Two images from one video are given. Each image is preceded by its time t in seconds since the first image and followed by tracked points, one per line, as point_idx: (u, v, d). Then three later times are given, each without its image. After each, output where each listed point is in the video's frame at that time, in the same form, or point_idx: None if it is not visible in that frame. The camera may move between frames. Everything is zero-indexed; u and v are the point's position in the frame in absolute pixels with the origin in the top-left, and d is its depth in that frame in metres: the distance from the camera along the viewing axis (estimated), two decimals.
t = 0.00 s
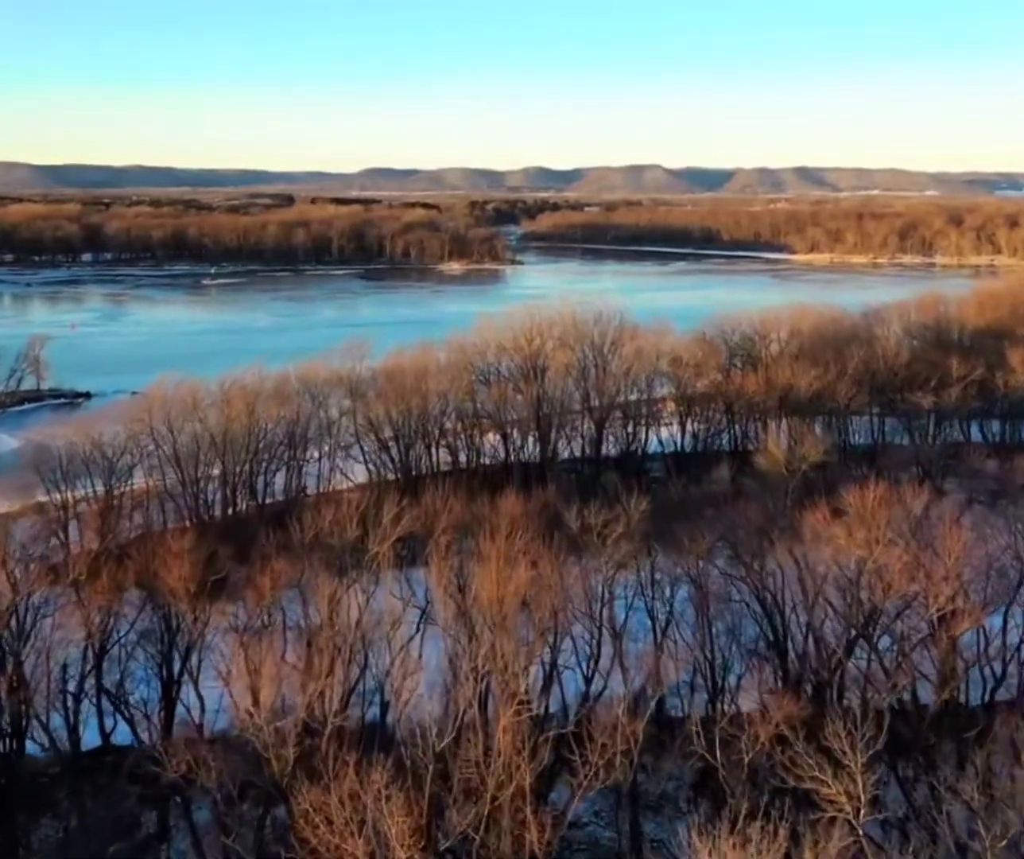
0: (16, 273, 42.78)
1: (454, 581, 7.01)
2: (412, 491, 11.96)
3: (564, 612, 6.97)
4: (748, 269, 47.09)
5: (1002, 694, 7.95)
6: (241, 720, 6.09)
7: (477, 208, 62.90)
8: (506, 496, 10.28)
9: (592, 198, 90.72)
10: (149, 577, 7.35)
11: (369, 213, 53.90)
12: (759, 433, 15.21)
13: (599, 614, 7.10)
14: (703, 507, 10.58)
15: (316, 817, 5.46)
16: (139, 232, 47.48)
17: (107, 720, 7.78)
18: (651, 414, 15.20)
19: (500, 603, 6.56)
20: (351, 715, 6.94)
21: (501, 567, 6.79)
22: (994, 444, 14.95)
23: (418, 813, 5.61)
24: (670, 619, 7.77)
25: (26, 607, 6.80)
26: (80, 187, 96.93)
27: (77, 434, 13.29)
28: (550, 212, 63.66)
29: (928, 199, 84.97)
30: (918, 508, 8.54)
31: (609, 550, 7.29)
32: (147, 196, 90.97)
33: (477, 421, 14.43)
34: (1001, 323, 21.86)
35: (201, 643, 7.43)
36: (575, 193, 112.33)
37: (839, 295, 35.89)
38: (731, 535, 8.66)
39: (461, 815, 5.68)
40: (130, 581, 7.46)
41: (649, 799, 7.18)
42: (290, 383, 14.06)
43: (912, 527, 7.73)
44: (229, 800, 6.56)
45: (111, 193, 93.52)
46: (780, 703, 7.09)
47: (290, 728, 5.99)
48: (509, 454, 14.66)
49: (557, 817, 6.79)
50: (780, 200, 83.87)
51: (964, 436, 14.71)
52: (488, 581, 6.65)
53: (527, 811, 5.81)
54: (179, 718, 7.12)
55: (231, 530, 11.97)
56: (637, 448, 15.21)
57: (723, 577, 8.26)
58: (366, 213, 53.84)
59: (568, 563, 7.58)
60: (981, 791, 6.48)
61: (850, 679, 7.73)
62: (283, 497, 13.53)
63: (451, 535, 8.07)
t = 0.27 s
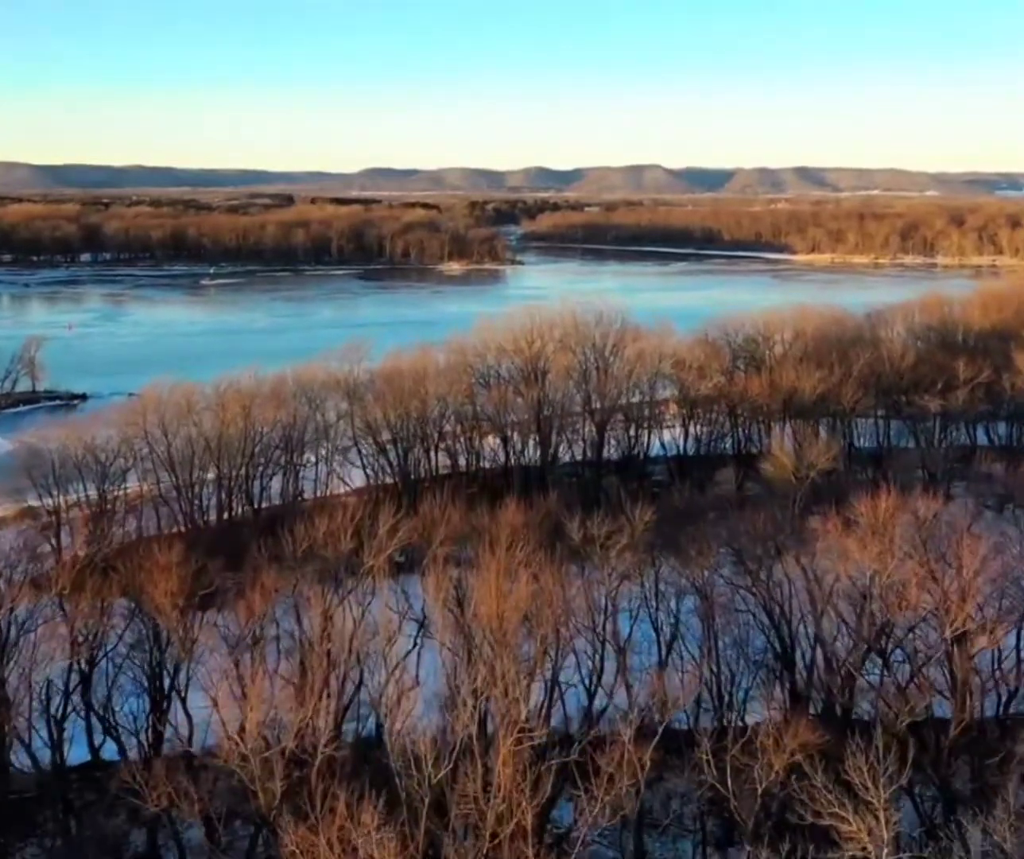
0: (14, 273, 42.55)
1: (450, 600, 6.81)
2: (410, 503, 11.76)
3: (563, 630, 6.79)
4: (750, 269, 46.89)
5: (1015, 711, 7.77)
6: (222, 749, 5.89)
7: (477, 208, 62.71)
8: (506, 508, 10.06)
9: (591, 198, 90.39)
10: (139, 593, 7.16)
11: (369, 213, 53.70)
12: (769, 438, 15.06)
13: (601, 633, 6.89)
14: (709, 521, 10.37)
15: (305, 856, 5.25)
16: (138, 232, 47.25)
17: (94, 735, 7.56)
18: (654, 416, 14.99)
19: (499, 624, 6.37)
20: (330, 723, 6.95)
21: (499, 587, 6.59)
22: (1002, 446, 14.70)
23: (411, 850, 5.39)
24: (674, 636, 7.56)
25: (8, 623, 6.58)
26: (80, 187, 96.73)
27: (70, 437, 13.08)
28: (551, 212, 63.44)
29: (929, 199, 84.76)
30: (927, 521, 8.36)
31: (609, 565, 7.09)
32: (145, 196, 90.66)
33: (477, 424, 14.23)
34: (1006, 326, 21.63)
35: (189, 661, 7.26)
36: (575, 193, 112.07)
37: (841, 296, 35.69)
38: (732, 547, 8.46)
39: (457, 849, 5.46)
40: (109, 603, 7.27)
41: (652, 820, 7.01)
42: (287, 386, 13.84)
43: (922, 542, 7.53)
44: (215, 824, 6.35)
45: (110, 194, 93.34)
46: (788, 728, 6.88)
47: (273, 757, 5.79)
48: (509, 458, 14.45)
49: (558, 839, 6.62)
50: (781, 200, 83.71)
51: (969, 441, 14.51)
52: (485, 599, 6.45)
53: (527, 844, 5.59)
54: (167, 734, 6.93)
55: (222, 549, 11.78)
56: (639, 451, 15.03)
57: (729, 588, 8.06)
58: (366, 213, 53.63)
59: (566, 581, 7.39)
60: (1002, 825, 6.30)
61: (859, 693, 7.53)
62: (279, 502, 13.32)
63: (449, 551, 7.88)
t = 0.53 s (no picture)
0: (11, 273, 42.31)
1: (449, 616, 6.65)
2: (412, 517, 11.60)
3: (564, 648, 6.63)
4: (750, 269, 46.69)
5: None
6: (212, 779, 5.73)
7: (477, 208, 62.52)
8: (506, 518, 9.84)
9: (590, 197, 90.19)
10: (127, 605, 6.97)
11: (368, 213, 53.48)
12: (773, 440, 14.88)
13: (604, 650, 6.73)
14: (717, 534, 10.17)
15: None
16: (136, 232, 47.01)
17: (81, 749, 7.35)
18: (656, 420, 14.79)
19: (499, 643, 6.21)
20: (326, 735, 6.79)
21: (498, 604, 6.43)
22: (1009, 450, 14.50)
23: None
24: (677, 651, 7.41)
25: None
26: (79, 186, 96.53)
27: (63, 441, 12.86)
28: (551, 212, 63.21)
29: (930, 199, 84.57)
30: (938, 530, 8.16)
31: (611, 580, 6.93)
32: (143, 196, 90.43)
33: (476, 428, 14.03)
34: (1011, 327, 21.42)
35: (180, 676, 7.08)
36: (575, 193, 111.88)
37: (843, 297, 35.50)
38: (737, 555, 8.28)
39: None
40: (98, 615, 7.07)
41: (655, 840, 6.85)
42: (283, 388, 13.62)
43: (934, 555, 7.35)
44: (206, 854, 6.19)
45: (110, 194, 93.14)
46: (794, 749, 6.71)
47: (265, 786, 5.63)
48: (511, 462, 14.25)
49: None
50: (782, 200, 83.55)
51: (976, 444, 14.32)
52: (485, 617, 6.30)
53: None
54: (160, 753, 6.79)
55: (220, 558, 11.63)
56: (641, 453, 14.84)
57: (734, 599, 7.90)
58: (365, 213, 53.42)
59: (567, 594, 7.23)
60: None
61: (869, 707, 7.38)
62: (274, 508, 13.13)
63: (447, 563, 7.69)
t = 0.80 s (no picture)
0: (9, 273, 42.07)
1: (448, 633, 6.47)
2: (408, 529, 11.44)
3: (566, 668, 6.45)
4: (751, 270, 46.48)
5: None
6: (196, 814, 5.62)
7: (477, 208, 62.31)
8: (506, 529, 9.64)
9: (591, 197, 90.00)
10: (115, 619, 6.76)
11: (368, 213, 53.27)
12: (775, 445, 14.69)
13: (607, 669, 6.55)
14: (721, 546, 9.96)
15: None
16: (135, 232, 46.79)
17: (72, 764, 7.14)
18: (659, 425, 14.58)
19: (499, 665, 6.03)
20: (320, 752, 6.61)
21: (499, 624, 6.24)
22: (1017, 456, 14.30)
23: None
24: (682, 668, 7.23)
25: None
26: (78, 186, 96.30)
27: (55, 445, 12.64)
28: (550, 212, 62.97)
29: (930, 199, 84.35)
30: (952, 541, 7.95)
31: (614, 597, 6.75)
32: (144, 196, 90.30)
33: (477, 431, 13.82)
34: (1015, 329, 21.21)
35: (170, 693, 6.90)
36: (576, 194, 111.70)
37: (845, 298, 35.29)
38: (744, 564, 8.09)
39: None
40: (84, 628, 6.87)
41: None
42: (279, 391, 13.39)
43: (948, 571, 7.14)
44: None
45: (109, 194, 92.92)
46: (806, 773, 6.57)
47: (249, 825, 5.58)
48: (510, 464, 14.05)
49: None
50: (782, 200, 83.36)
51: (983, 448, 14.14)
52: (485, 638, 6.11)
53: None
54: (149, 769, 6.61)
55: (211, 570, 11.44)
56: (643, 457, 14.64)
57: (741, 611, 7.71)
58: (365, 213, 53.21)
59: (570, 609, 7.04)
60: None
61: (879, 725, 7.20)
62: (270, 513, 12.95)
63: (445, 575, 7.49)
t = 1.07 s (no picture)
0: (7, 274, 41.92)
1: (447, 651, 6.30)
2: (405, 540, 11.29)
3: (568, 689, 6.28)
4: (752, 270, 46.30)
5: None
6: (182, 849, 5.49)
7: (477, 208, 62.15)
8: (507, 539, 9.46)
9: (592, 197, 89.88)
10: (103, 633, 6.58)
11: (367, 213, 53.11)
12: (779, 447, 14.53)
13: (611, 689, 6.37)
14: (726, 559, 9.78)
15: None
16: (134, 232, 46.63)
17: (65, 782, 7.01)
18: (662, 428, 14.40)
19: (499, 689, 5.86)
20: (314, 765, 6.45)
21: (499, 643, 6.07)
22: None
23: None
24: (687, 684, 7.07)
25: None
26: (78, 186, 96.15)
27: (48, 449, 12.48)
28: (551, 212, 62.79)
29: (930, 200, 84.47)
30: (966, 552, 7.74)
31: (618, 614, 6.57)
32: (144, 196, 90.10)
33: (476, 435, 13.64)
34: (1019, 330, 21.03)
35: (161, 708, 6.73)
36: (576, 194, 111.54)
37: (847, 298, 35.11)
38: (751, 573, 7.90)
39: None
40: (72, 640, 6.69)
41: None
42: (275, 394, 13.20)
43: (963, 588, 6.95)
44: None
45: (109, 194, 92.76)
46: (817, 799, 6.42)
47: None
48: (510, 468, 13.88)
49: None
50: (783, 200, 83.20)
51: (989, 452, 13.98)
52: (486, 660, 5.93)
53: None
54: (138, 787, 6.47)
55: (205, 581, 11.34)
56: (645, 459, 14.47)
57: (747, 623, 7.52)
58: (365, 213, 53.05)
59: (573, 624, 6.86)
60: None
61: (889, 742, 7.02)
62: (268, 517, 12.81)
63: (444, 586, 7.30)
